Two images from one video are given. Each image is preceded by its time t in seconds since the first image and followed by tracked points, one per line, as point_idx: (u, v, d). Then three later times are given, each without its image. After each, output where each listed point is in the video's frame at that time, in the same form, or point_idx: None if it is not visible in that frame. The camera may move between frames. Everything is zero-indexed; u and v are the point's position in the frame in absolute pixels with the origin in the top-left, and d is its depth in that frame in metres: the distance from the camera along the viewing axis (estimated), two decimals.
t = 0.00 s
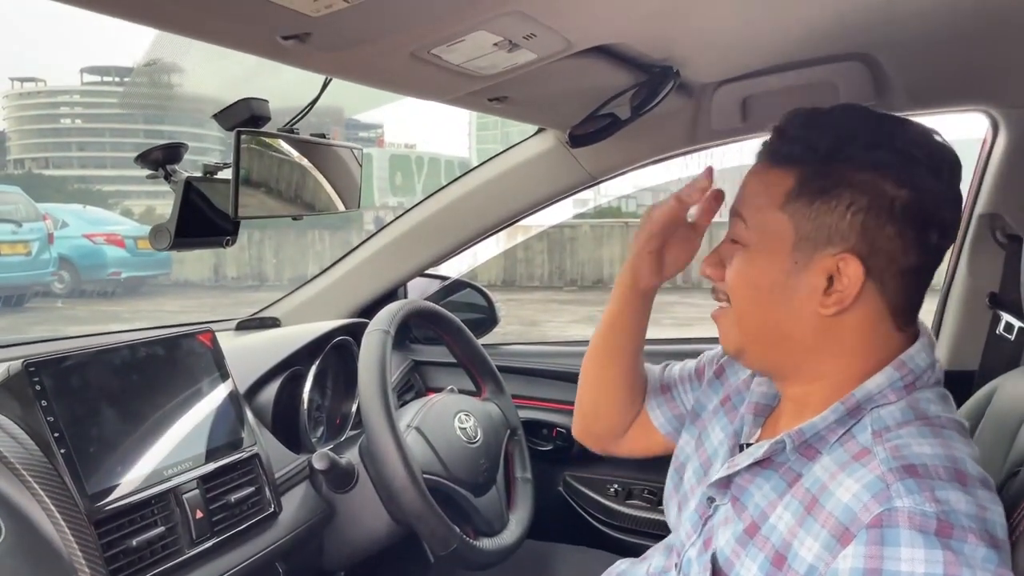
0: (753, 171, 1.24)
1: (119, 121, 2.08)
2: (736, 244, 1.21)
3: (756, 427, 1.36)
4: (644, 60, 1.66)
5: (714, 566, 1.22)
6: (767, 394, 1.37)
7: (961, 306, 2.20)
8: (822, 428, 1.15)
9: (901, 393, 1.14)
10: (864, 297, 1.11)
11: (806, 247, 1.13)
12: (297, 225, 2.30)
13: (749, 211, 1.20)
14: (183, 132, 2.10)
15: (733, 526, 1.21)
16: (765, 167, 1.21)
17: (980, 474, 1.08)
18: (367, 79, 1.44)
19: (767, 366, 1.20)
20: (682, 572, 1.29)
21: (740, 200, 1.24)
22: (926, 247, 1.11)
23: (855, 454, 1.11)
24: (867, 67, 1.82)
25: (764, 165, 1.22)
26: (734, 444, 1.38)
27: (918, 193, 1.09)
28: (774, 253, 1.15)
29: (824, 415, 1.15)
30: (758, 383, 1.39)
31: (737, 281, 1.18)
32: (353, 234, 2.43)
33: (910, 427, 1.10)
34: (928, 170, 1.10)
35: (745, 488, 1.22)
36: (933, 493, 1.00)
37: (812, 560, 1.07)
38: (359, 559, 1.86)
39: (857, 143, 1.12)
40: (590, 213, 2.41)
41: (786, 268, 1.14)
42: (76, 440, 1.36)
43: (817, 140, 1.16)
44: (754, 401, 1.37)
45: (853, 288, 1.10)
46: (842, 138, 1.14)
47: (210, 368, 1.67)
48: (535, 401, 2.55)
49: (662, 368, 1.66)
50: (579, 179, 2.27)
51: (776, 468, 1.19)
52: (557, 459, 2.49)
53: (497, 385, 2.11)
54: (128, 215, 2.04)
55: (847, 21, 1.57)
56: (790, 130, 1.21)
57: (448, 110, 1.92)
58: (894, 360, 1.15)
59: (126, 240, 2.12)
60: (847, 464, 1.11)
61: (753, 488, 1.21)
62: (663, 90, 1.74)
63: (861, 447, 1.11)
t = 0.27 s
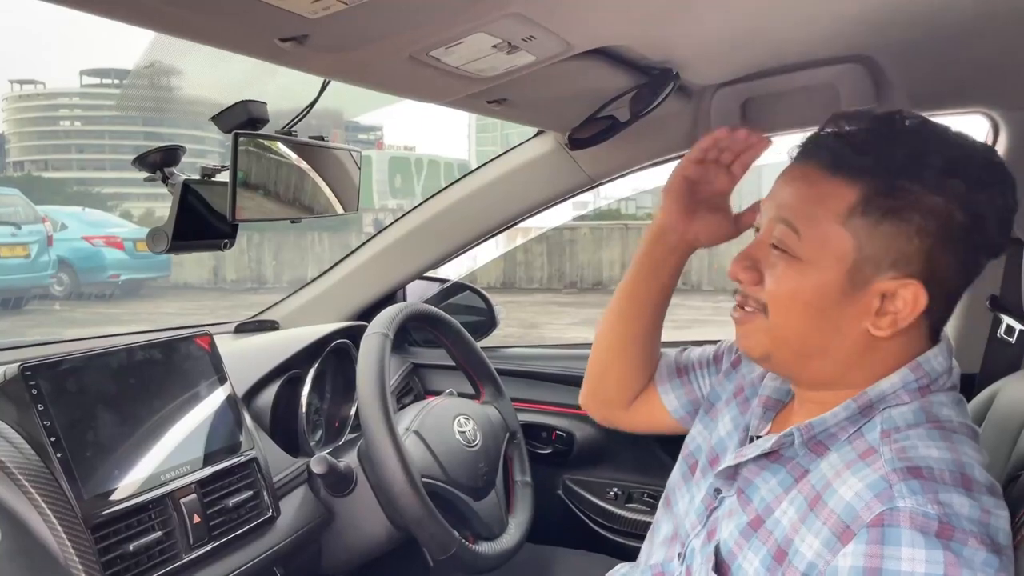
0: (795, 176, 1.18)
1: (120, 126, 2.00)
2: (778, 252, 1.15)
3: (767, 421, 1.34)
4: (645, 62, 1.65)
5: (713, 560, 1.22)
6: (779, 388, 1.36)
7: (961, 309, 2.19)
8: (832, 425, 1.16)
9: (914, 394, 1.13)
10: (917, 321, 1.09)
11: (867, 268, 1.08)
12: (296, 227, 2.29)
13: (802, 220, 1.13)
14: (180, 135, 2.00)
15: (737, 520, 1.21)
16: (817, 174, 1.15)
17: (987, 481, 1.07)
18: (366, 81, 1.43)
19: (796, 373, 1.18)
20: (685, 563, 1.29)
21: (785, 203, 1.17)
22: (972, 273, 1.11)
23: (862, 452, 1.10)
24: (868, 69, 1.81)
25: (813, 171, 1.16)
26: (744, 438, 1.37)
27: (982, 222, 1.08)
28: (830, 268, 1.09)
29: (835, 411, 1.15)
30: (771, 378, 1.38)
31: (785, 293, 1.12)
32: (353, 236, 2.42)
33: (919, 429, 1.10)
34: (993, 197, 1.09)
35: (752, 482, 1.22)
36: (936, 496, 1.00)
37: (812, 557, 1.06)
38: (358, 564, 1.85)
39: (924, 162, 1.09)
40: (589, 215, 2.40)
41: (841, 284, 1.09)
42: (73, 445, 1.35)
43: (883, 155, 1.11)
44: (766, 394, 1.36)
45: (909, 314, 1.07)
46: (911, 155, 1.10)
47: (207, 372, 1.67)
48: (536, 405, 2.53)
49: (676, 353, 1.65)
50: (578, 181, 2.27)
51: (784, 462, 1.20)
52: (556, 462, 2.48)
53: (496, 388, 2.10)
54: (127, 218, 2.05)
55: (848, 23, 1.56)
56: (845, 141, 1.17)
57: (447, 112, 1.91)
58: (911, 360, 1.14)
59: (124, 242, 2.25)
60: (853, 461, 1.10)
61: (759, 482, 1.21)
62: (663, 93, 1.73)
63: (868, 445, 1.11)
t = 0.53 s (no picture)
0: (848, 205, 1.11)
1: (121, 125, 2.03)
2: (842, 287, 1.08)
3: (752, 431, 1.36)
4: (643, 67, 1.65)
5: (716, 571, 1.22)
6: (759, 397, 1.38)
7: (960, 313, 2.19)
8: (831, 433, 1.15)
9: (910, 399, 1.13)
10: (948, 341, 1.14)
11: (930, 299, 1.09)
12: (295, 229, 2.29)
13: (870, 256, 1.08)
14: (179, 136, 2.03)
15: (737, 530, 1.21)
16: (875, 203, 1.10)
17: (983, 482, 1.07)
18: (365, 86, 1.44)
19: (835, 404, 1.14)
20: None
21: (840, 233, 1.11)
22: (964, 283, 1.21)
23: (860, 459, 1.11)
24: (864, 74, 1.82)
25: (871, 200, 1.11)
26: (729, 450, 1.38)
27: (991, 237, 1.17)
28: (902, 305, 1.06)
29: (834, 419, 1.15)
30: (751, 388, 1.40)
31: (857, 333, 1.07)
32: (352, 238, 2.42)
33: (914, 432, 1.10)
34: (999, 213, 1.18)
35: (750, 492, 1.22)
36: (936, 500, 1.00)
37: (815, 565, 1.07)
38: (357, 568, 1.85)
39: (962, 189, 1.12)
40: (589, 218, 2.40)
41: (910, 319, 1.08)
42: (71, 450, 1.35)
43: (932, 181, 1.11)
44: (747, 405, 1.38)
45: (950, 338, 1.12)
46: (951, 182, 1.12)
47: (207, 375, 1.67)
48: (535, 408, 2.53)
49: (654, 386, 1.68)
50: (577, 183, 2.26)
51: (782, 471, 1.20)
52: (555, 466, 2.48)
53: (495, 391, 2.10)
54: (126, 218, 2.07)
55: (846, 28, 1.56)
56: (884, 164, 1.14)
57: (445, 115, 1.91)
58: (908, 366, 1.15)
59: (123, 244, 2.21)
60: (852, 469, 1.10)
61: (758, 492, 1.21)
62: (661, 98, 1.74)
63: (865, 452, 1.11)
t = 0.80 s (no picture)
0: (819, 215, 1.11)
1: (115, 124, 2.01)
2: (818, 298, 1.09)
3: (725, 443, 1.36)
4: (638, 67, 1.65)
5: None
6: (729, 407, 1.38)
7: (955, 314, 2.19)
8: (809, 441, 1.15)
9: (884, 400, 1.14)
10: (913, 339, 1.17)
11: (897, 303, 1.11)
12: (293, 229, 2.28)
13: (843, 267, 1.09)
14: (175, 135, 2.06)
15: (722, 545, 1.20)
16: (845, 213, 1.10)
17: (965, 478, 1.07)
18: (359, 85, 1.43)
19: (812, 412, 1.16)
20: None
21: (812, 245, 1.11)
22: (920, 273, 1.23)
23: (843, 465, 1.11)
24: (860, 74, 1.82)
25: (843, 207, 1.11)
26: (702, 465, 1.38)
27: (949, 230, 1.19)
28: (873, 313, 1.08)
29: (811, 428, 1.15)
30: (720, 398, 1.39)
31: (832, 345, 1.08)
32: (349, 237, 2.42)
33: (894, 434, 1.10)
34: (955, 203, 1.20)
35: (732, 506, 1.21)
36: (924, 503, 1.00)
37: None
38: (351, 568, 1.84)
39: (925, 184, 1.14)
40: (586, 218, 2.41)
41: (880, 326, 1.10)
42: (64, 449, 1.35)
43: (897, 181, 1.12)
44: (717, 416, 1.37)
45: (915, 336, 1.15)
46: (914, 179, 1.13)
47: (201, 375, 1.66)
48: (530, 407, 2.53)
49: (617, 369, 1.69)
50: (574, 185, 2.27)
51: (762, 483, 1.19)
52: (550, 465, 2.48)
53: (490, 391, 2.08)
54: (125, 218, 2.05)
55: (840, 28, 1.57)
56: (850, 169, 1.14)
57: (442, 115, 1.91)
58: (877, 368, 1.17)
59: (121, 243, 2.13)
60: (835, 476, 1.10)
61: (740, 506, 1.20)
62: (656, 98, 1.74)
63: (848, 458, 1.11)
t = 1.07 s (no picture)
0: (785, 211, 1.14)
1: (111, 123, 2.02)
2: (787, 293, 1.12)
3: (709, 448, 1.37)
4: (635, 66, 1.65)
5: None
6: (711, 412, 1.39)
7: (952, 313, 2.19)
8: (788, 443, 1.17)
9: (862, 399, 1.16)
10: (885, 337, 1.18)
11: (867, 298, 1.13)
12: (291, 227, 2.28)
13: (810, 262, 1.11)
14: (172, 134, 2.08)
15: (708, 550, 1.20)
16: (811, 209, 1.13)
17: (946, 472, 1.10)
18: (356, 83, 1.43)
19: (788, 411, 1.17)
20: None
21: (780, 242, 1.13)
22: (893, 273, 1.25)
23: (825, 466, 1.12)
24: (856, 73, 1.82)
25: (807, 204, 1.14)
26: (687, 471, 1.38)
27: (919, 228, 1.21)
28: (842, 306, 1.11)
29: (790, 431, 1.17)
30: (702, 404, 1.41)
31: (801, 339, 1.10)
32: (347, 236, 2.42)
33: (874, 433, 1.12)
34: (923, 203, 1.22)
35: (717, 511, 1.22)
36: (906, 500, 1.01)
37: None
38: (347, 565, 1.84)
39: (886, 181, 1.16)
40: (583, 217, 2.41)
41: (850, 320, 1.12)
42: (61, 446, 1.35)
43: (859, 178, 1.15)
44: (701, 422, 1.39)
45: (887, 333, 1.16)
46: (876, 177, 1.16)
47: (198, 373, 1.66)
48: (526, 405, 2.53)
49: (607, 373, 1.71)
50: (572, 183, 2.27)
51: (745, 487, 1.20)
52: (547, 464, 2.48)
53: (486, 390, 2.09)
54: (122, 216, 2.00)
55: (835, 28, 1.57)
56: (812, 168, 1.17)
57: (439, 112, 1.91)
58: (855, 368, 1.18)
59: (117, 241, 2.02)
60: (818, 477, 1.12)
61: (725, 510, 1.21)
62: (653, 97, 1.74)
63: (829, 459, 1.12)
